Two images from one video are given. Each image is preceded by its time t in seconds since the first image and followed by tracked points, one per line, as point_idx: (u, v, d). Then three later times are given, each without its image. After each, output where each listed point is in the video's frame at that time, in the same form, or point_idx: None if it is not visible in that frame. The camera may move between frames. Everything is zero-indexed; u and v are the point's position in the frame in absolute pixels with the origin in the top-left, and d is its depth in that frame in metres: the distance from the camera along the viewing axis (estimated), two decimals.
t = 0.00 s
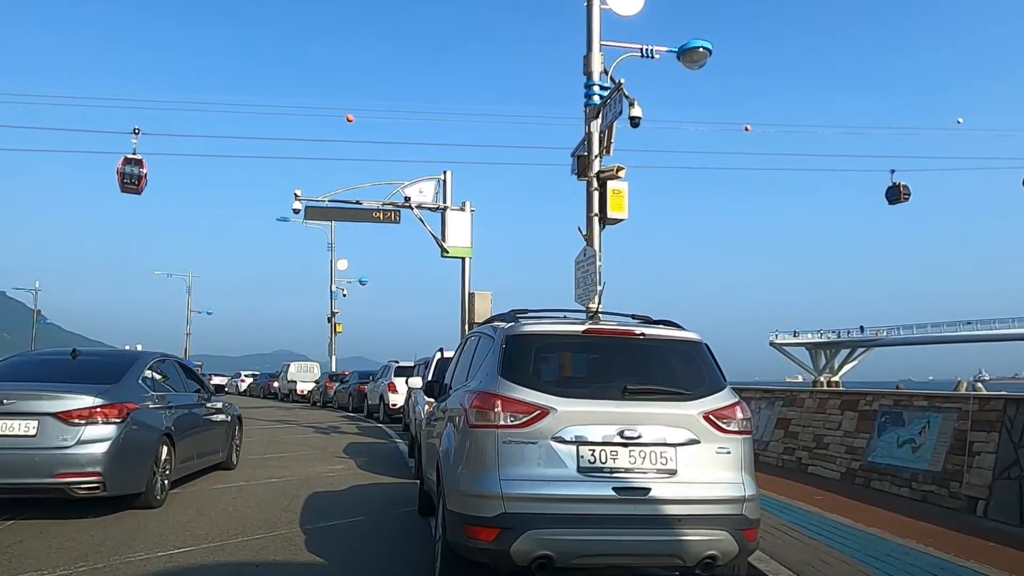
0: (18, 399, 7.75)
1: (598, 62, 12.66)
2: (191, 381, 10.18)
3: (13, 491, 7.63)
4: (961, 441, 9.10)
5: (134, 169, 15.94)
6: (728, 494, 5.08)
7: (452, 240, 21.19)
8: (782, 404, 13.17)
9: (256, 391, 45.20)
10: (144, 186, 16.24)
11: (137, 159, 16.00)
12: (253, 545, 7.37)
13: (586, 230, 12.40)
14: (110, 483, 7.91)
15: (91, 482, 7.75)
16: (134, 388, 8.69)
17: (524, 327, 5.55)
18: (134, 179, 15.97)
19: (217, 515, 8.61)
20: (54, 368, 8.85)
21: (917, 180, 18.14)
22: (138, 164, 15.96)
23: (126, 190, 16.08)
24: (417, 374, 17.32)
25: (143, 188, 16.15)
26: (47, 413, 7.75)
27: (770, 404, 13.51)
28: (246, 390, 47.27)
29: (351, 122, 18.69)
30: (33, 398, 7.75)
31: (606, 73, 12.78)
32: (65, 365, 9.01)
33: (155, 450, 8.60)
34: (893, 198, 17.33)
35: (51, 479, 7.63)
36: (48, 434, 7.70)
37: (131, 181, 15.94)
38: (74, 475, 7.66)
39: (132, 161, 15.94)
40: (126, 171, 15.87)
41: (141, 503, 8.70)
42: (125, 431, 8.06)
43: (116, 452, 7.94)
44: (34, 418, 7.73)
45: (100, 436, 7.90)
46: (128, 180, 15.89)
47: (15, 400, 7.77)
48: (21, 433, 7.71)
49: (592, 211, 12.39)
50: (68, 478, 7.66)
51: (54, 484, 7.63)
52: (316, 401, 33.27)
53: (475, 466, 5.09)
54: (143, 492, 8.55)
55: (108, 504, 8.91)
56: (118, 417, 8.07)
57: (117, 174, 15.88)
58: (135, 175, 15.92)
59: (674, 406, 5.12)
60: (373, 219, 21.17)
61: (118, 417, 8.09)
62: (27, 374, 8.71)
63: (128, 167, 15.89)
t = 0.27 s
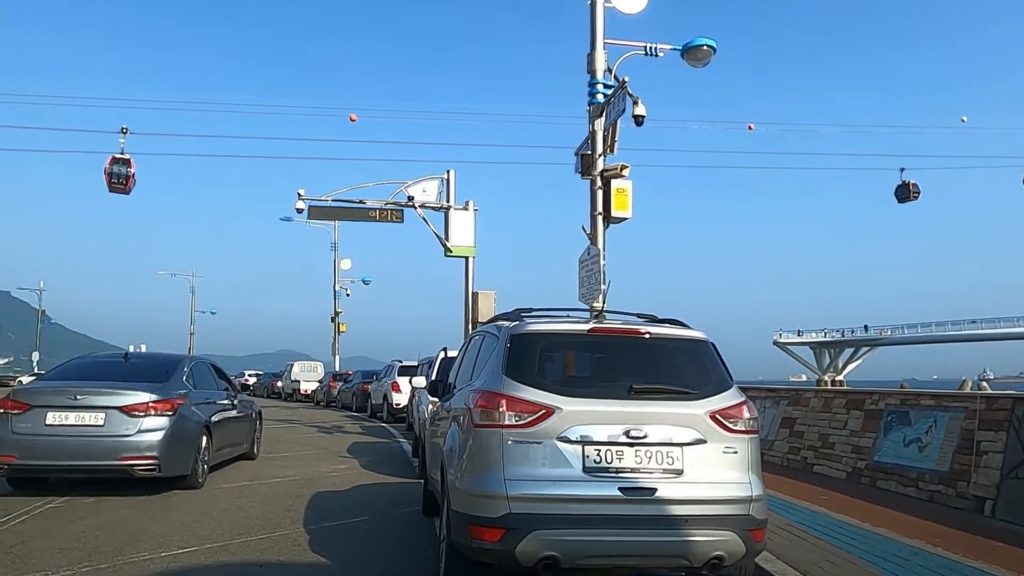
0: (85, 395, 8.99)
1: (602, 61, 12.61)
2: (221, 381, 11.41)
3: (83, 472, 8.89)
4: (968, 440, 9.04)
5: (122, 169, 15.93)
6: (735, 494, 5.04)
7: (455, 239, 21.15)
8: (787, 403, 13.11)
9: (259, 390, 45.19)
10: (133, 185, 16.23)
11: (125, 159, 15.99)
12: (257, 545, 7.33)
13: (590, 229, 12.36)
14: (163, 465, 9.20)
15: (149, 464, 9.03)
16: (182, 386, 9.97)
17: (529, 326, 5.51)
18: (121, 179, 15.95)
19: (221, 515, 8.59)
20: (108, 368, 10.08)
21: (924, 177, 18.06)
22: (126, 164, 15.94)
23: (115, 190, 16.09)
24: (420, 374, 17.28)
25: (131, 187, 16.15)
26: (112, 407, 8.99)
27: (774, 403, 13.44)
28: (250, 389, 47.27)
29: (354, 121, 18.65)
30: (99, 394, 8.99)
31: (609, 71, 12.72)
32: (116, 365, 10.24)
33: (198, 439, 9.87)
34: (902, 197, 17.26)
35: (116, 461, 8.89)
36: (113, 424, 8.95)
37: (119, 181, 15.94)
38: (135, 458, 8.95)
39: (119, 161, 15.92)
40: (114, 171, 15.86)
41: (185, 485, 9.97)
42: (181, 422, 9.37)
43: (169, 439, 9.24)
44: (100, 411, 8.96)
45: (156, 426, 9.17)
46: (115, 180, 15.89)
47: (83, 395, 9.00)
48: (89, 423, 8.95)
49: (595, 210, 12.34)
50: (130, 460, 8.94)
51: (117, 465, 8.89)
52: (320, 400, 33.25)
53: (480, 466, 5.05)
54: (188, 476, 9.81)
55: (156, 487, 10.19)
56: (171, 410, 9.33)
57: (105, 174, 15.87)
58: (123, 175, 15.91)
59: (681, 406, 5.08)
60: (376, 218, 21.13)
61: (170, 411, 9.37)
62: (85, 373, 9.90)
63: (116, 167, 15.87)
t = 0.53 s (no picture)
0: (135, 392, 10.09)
1: (606, 60, 12.58)
2: (246, 380, 12.51)
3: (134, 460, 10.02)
4: (975, 440, 8.98)
5: (109, 169, 15.91)
6: (741, 494, 5.00)
7: (459, 239, 21.12)
8: (791, 402, 13.06)
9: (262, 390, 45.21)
10: (120, 185, 16.22)
11: (113, 159, 15.98)
12: (261, 546, 7.32)
13: (593, 228, 12.33)
14: (203, 453, 10.37)
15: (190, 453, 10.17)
16: (215, 386, 11.07)
17: (533, 325, 5.48)
18: (109, 179, 15.95)
19: (224, 516, 8.58)
20: (146, 369, 11.13)
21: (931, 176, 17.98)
22: (113, 164, 15.93)
23: (102, 190, 16.08)
24: (424, 374, 17.25)
25: (118, 187, 16.14)
26: (158, 403, 10.11)
27: (779, 403, 13.39)
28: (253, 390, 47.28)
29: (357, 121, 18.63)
30: (147, 392, 10.09)
31: (613, 70, 12.69)
32: (153, 365, 11.28)
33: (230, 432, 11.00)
34: (910, 196, 17.20)
35: (163, 450, 10.04)
36: (161, 418, 10.09)
37: (107, 181, 15.93)
38: (179, 446, 10.08)
39: (107, 161, 15.91)
40: (101, 171, 15.85)
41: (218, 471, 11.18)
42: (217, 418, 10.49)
43: (207, 431, 10.38)
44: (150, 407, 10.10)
45: (197, 420, 10.32)
46: (102, 180, 15.89)
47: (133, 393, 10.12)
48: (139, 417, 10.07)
49: (599, 209, 12.31)
50: (174, 450, 10.08)
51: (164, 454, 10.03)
52: (323, 400, 33.26)
53: (484, 466, 5.03)
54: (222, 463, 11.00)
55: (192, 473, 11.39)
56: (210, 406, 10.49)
57: (92, 174, 15.87)
58: (110, 175, 15.90)
59: (686, 406, 5.04)
60: (379, 218, 21.12)
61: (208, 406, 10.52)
62: (128, 373, 10.93)
63: (103, 167, 15.86)
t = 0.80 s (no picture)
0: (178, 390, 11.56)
1: (610, 58, 12.52)
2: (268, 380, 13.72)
3: (178, 449, 11.52)
4: (984, 440, 8.91)
5: (94, 169, 15.91)
6: (750, 495, 4.94)
7: (463, 238, 21.08)
8: (798, 402, 12.99)
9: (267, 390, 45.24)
10: (106, 185, 16.22)
11: (98, 159, 15.97)
12: (266, 546, 7.29)
13: (598, 227, 12.27)
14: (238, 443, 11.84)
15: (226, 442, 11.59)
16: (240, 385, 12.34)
17: (540, 324, 5.43)
18: (95, 178, 15.95)
19: (229, 516, 8.55)
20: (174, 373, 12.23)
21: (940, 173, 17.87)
22: (98, 164, 15.93)
23: (88, 190, 16.08)
24: (428, 374, 17.20)
25: (105, 186, 16.15)
26: (199, 400, 11.58)
27: (786, 403, 13.32)
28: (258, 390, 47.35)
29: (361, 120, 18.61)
30: (189, 389, 11.53)
31: (618, 68, 12.62)
32: (193, 364, 12.87)
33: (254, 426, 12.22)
34: (922, 194, 17.10)
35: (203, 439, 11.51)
36: (201, 412, 11.53)
37: (92, 181, 15.93)
38: (217, 437, 11.56)
39: (93, 161, 15.91)
40: (87, 171, 15.85)
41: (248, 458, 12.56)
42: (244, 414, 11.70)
43: (242, 424, 11.85)
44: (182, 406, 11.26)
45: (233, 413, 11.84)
46: (89, 180, 15.88)
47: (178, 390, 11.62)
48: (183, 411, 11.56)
49: (604, 208, 12.26)
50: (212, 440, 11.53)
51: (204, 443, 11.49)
52: (328, 400, 33.26)
53: (490, 466, 4.97)
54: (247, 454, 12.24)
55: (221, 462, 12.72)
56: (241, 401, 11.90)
57: (78, 174, 15.86)
58: (96, 175, 15.90)
59: (695, 405, 4.99)
60: (384, 217, 21.09)
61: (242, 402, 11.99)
62: (172, 373, 12.49)
63: (89, 167, 15.86)
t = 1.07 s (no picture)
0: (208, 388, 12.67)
1: (616, 55, 12.45)
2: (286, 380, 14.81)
3: (207, 441, 12.58)
4: (994, 439, 8.83)
5: (83, 169, 15.91)
6: (760, 495, 4.89)
7: (468, 238, 21.04)
8: (805, 401, 12.91)
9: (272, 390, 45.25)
10: (95, 184, 16.22)
11: (86, 159, 15.97)
12: (271, 546, 7.25)
13: (604, 226, 12.21)
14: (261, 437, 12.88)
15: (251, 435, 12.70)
16: (265, 384, 13.43)
17: (546, 322, 5.38)
18: (84, 178, 15.96)
19: (234, 516, 8.52)
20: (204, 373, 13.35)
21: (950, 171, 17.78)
22: (87, 164, 15.93)
23: (77, 190, 16.07)
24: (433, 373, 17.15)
25: (94, 186, 16.14)
26: (225, 398, 12.63)
27: (793, 402, 13.24)
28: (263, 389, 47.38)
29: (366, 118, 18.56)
30: (217, 388, 12.60)
31: (623, 66, 12.56)
32: (219, 365, 13.92)
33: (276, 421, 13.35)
34: (933, 192, 16.99)
35: (230, 433, 12.56)
36: (227, 408, 12.60)
37: (81, 181, 15.93)
38: (243, 431, 12.62)
39: (81, 160, 15.92)
40: (75, 171, 15.85)
41: (269, 450, 13.75)
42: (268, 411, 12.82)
43: (264, 419, 12.89)
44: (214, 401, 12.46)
45: (256, 409, 12.88)
46: (77, 180, 15.88)
47: (207, 388, 12.70)
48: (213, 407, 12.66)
49: (610, 207, 12.19)
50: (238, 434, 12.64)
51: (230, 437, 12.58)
52: (333, 399, 33.26)
53: (496, 466, 4.93)
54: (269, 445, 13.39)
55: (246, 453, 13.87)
56: (264, 399, 12.97)
57: (66, 174, 15.87)
58: (85, 175, 15.90)
59: (703, 405, 4.94)
60: (388, 216, 21.06)
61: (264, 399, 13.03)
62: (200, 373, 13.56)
63: (77, 167, 15.86)
